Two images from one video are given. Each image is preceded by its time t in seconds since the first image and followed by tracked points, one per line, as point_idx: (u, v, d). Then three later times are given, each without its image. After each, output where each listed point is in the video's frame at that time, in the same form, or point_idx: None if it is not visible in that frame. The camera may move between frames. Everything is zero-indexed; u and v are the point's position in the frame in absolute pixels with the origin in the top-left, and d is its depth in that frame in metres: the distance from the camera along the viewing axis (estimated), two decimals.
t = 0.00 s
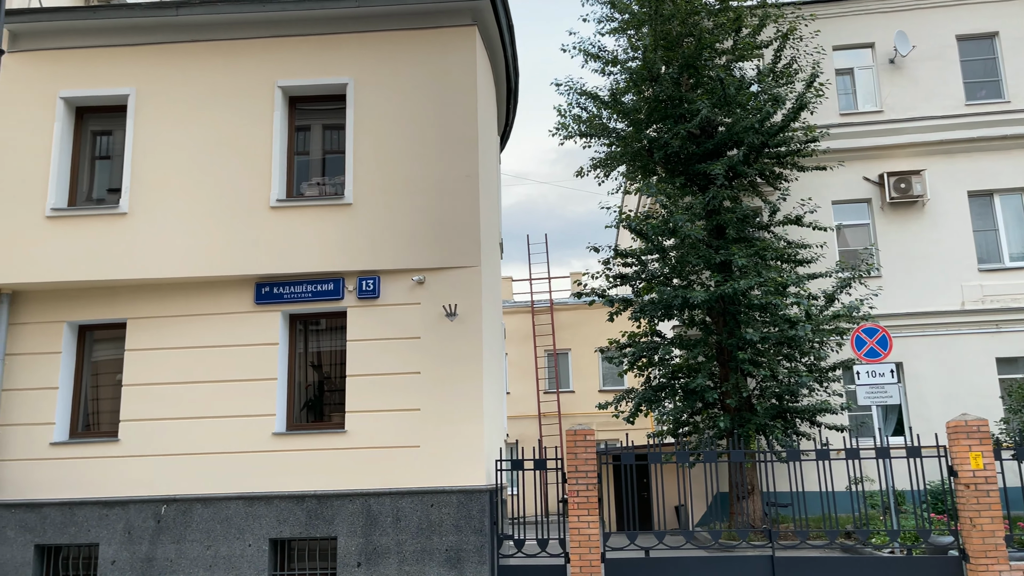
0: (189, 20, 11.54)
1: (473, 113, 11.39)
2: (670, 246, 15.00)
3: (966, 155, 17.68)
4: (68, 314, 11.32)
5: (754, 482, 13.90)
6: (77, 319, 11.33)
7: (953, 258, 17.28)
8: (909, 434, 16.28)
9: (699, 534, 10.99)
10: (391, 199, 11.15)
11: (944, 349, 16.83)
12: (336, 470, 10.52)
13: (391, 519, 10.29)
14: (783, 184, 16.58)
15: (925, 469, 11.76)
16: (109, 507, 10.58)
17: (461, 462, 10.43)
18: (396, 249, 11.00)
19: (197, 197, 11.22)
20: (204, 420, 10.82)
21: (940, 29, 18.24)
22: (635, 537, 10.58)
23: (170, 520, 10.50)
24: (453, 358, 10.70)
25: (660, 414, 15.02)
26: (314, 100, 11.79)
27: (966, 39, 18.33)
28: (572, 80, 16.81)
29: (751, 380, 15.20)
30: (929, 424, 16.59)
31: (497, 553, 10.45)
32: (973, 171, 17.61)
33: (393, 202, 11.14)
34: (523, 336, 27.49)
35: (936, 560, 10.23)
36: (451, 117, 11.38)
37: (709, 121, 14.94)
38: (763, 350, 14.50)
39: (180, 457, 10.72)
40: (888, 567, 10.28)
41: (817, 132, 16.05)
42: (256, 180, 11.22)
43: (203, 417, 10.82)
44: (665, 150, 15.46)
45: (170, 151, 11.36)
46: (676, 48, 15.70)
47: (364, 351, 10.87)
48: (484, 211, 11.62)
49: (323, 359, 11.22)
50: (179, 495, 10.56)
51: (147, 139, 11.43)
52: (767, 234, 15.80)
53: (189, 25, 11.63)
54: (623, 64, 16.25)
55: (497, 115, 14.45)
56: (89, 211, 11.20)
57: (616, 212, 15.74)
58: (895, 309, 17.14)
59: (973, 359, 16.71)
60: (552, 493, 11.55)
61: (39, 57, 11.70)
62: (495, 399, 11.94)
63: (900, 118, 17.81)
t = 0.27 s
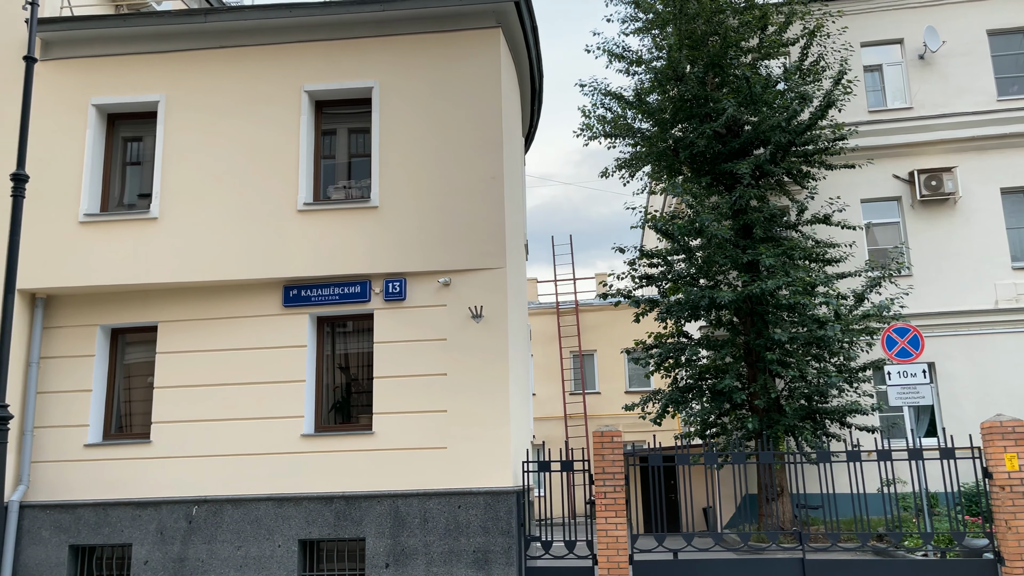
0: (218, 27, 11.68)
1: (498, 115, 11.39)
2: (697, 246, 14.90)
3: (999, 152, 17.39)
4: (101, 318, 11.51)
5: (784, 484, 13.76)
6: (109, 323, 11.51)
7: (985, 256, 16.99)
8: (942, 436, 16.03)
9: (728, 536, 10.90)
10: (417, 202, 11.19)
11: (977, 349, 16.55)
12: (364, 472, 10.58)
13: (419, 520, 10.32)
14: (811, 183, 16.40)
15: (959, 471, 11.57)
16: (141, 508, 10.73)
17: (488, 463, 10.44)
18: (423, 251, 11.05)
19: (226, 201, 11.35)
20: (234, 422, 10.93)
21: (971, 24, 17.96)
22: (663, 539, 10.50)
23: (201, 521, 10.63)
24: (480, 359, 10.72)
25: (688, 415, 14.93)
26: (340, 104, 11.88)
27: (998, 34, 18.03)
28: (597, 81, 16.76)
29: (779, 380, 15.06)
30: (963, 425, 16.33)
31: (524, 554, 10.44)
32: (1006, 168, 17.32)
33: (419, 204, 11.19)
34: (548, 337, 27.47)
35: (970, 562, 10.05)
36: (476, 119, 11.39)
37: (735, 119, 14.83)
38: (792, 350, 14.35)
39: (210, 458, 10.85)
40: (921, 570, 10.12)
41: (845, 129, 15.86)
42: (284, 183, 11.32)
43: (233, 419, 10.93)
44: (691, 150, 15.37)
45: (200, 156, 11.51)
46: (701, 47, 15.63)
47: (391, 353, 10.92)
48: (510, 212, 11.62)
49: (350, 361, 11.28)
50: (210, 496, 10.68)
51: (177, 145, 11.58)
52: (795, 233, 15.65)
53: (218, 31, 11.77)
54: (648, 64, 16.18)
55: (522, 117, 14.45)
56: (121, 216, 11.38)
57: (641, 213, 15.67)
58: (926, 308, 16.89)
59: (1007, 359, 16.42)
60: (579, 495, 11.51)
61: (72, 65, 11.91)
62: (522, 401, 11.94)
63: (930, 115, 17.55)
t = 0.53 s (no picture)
0: (245, 33, 11.81)
1: (522, 117, 11.37)
2: (724, 246, 14.78)
3: None
4: (133, 322, 11.68)
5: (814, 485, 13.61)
6: (141, 327, 11.68)
7: (1019, 254, 16.69)
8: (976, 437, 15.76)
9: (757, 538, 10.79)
10: (443, 205, 11.23)
11: (1011, 348, 16.26)
12: (392, 473, 10.63)
13: (446, 521, 10.35)
14: (839, 181, 16.20)
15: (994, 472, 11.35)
16: (173, 509, 10.87)
17: (515, 465, 10.44)
18: (449, 254, 11.08)
19: (253, 206, 11.47)
20: (264, 424, 11.04)
21: (1002, 17, 17.66)
22: (692, 541, 10.41)
23: (232, 522, 10.74)
24: (506, 361, 10.72)
25: (716, 416, 14.82)
26: (365, 107, 11.95)
27: None
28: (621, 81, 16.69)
29: (809, 381, 14.90)
30: (998, 426, 16.03)
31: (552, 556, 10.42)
32: None
33: (445, 206, 11.22)
34: (574, 339, 27.43)
35: (1006, 565, 9.86)
36: (500, 120, 11.39)
37: (762, 117, 14.71)
38: (821, 350, 14.18)
39: (241, 460, 10.96)
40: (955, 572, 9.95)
41: (874, 126, 15.65)
42: (311, 187, 11.42)
43: (262, 421, 11.04)
44: (717, 149, 15.26)
45: (228, 161, 11.64)
46: (727, 45, 15.52)
47: (417, 354, 10.97)
48: (535, 213, 11.60)
49: (378, 363, 11.34)
50: (241, 498, 10.79)
51: (206, 150, 11.73)
52: (824, 232, 15.47)
53: (244, 37, 11.90)
54: (672, 63, 16.09)
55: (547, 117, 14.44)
56: (152, 222, 11.54)
57: (667, 213, 15.58)
58: (959, 307, 16.61)
59: None
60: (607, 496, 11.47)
61: (103, 73, 12.10)
62: (548, 402, 11.92)
63: (961, 110, 17.28)
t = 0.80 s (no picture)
0: (272, 38, 11.93)
1: (548, 118, 11.36)
2: (752, 244, 14.65)
3: None
4: (165, 325, 11.85)
5: (846, 486, 13.42)
6: (173, 330, 11.85)
7: None
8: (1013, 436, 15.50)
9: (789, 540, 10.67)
10: (469, 206, 11.25)
11: None
12: (420, 474, 10.68)
13: (475, 523, 10.37)
14: (869, 177, 16.00)
15: None
16: (206, 510, 11.00)
17: (543, 466, 10.43)
18: (475, 255, 11.10)
19: (281, 209, 11.59)
20: (294, 425, 11.14)
21: None
22: (723, 542, 10.33)
23: (263, 523, 10.85)
24: (533, 361, 10.73)
25: (745, 417, 14.68)
26: (391, 110, 12.02)
27: None
28: (646, 80, 16.61)
29: (839, 380, 14.73)
30: None
31: (581, 557, 10.40)
32: None
33: (471, 208, 11.24)
34: (601, 339, 27.35)
35: None
36: (525, 121, 11.40)
37: (789, 115, 14.57)
38: (852, 349, 14.01)
39: (272, 461, 11.08)
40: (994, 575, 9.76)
41: (905, 122, 15.43)
42: (338, 191, 11.51)
43: (292, 423, 11.14)
44: (743, 147, 15.14)
45: (257, 166, 11.78)
46: (753, 43, 15.39)
47: (445, 356, 11.01)
48: (561, 214, 11.59)
49: (406, 364, 11.40)
50: (272, 499, 10.90)
51: (235, 155, 11.87)
52: (853, 229, 15.29)
53: (272, 43, 12.03)
54: (698, 61, 15.99)
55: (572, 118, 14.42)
56: (183, 226, 11.70)
57: (694, 212, 15.48)
58: (993, 304, 16.33)
59: None
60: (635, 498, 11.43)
61: (134, 80, 12.30)
62: (576, 403, 11.89)
63: (994, 104, 17.00)
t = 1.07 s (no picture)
0: (299, 44, 12.05)
1: (574, 118, 11.34)
2: (781, 243, 14.48)
3: None
4: (197, 329, 12.01)
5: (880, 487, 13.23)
6: (206, 333, 12.00)
7: None
8: None
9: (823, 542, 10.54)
10: (496, 208, 11.25)
11: None
12: (450, 475, 10.71)
13: (505, 524, 10.38)
14: (900, 173, 15.77)
15: None
16: (239, 511, 11.12)
17: (572, 467, 10.41)
18: (503, 256, 11.10)
19: (310, 213, 11.69)
20: (324, 427, 11.23)
21: None
22: (755, 544, 10.28)
23: (295, 524, 10.95)
24: (561, 362, 10.71)
25: (776, 417, 14.51)
26: (417, 113, 12.08)
27: None
28: (672, 79, 16.52)
29: (872, 380, 14.52)
30: None
31: (612, 558, 10.35)
32: None
33: (498, 209, 11.25)
34: (629, 340, 27.24)
35: None
36: (551, 122, 11.38)
37: (818, 111, 14.41)
38: (885, 348, 13.80)
39: (303, 463, 11.17)
40: None
41: (937, 117, 15.19)
42: (365, 194, 11.59)
43: (323, 425, 11.23)
44: (772, 144, 14.97)
45: (286, 170, 11.89)
46: (781, 39, 15.24)
47: (473, 357, 11.03)
48: (588, 214, 11.56)
49: (434, 366, 11.42)
50: (304, 500, 10.99)
51: (264, 160, 12.00)
52: (885, 226, 15.08)
53: (299, 48, 12.15)
54: (724, 59, 15.87)
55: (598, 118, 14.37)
56: (214, 231, 11.85)
57: (722, 210, 15.35)
58: None
59: None
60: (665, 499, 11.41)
61: (165, 88, 12.49)
62: (605, 403, 11.85)
63: None
